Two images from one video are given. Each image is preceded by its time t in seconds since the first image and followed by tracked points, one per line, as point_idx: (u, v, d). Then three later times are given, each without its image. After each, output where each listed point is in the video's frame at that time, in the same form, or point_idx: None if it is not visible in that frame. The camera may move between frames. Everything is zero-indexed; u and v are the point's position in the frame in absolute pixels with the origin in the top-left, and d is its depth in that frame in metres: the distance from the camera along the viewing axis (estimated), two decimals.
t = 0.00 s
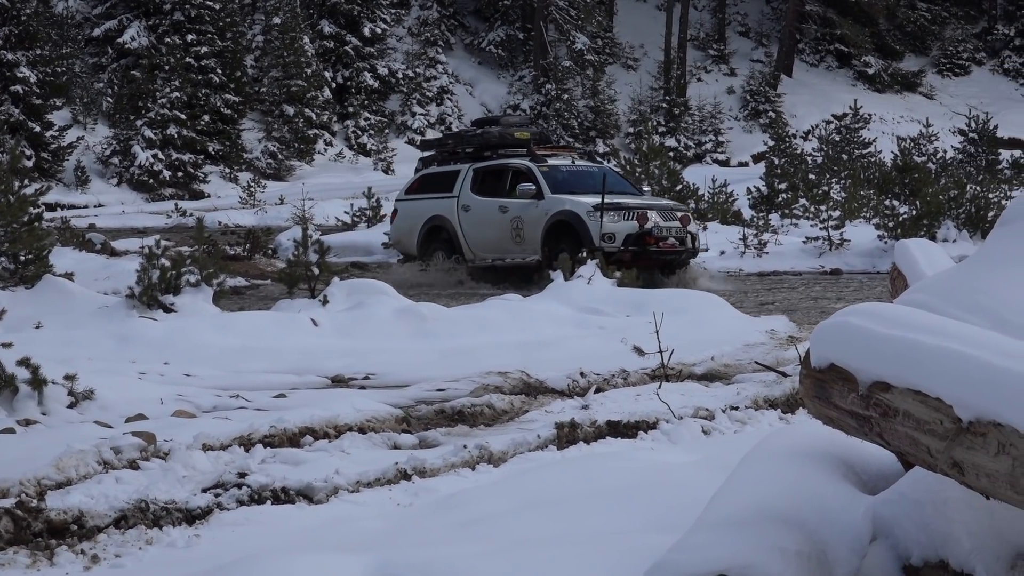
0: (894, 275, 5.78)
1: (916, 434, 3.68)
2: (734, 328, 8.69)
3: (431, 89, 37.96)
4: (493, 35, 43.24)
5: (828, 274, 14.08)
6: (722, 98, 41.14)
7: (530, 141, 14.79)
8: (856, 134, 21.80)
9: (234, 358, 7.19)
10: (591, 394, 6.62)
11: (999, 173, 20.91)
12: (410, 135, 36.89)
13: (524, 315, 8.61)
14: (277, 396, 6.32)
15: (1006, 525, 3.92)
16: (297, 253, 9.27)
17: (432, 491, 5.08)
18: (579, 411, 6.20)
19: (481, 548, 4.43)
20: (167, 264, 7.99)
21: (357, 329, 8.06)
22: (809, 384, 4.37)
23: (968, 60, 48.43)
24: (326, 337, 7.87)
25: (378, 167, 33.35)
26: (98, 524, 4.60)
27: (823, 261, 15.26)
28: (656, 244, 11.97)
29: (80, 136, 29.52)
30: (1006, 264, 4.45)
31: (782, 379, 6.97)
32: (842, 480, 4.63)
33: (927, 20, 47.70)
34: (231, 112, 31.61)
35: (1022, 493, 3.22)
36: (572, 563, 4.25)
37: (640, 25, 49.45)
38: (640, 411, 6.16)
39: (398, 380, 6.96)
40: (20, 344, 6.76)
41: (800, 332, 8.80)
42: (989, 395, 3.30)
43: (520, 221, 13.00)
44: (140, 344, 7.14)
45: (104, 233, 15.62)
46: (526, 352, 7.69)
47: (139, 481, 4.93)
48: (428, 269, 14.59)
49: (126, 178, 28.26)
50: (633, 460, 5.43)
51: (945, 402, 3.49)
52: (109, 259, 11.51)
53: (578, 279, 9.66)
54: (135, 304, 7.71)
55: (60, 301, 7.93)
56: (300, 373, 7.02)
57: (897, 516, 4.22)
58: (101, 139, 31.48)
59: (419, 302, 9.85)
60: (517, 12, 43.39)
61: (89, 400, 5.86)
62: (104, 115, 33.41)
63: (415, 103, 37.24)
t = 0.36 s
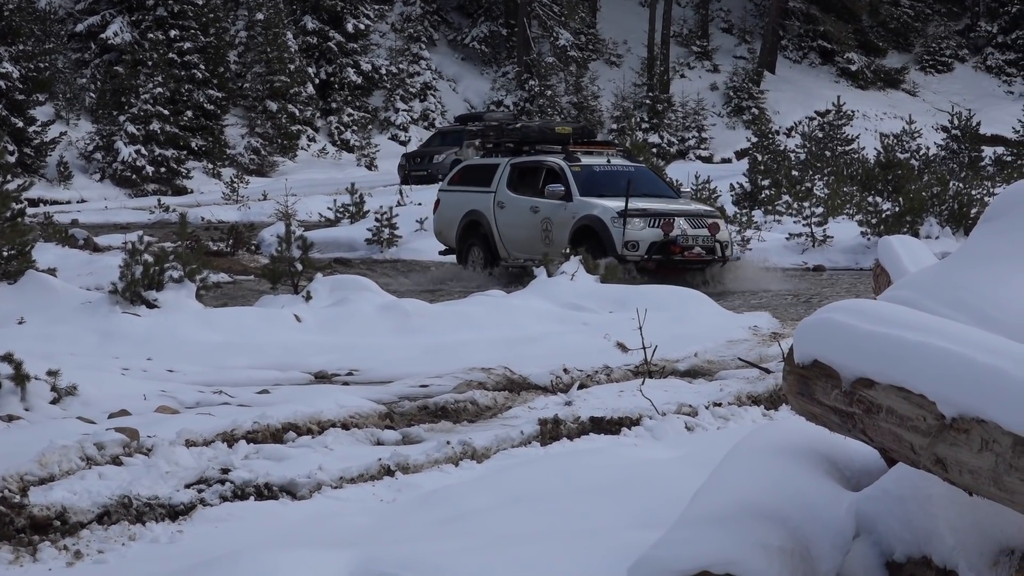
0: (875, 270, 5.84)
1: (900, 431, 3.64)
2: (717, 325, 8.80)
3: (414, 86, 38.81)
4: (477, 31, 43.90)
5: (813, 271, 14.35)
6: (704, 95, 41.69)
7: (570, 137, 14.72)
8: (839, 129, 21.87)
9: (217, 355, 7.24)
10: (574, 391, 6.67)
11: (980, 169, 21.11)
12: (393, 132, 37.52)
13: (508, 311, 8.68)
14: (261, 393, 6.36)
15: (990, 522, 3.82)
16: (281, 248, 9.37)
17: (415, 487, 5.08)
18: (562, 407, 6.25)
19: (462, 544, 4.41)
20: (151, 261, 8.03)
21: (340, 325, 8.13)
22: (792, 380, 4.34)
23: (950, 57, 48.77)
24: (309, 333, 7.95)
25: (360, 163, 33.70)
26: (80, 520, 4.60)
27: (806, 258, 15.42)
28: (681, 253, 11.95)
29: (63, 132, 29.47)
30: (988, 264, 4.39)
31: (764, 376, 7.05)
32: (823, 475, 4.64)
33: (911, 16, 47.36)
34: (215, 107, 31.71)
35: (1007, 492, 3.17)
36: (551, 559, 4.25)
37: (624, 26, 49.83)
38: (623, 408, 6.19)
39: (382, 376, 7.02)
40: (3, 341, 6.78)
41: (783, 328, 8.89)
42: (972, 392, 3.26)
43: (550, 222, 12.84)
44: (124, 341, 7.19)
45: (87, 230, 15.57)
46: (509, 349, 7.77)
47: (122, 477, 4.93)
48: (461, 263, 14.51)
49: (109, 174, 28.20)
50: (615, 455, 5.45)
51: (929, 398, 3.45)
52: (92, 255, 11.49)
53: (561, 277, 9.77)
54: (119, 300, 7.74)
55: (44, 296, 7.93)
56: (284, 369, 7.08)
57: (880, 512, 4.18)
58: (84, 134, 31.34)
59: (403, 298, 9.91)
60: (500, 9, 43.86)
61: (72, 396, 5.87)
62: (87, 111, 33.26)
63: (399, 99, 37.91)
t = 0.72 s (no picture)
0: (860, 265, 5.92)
1: (885, 427, 3.61)
2: (702, 322, 8.90)
3: (398, 82, 39.54)
4: (461, 28, 44.29)
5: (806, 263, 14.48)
6: (689, 92, 41.99)
7: (613, 129, 14.37)
8: (823, 126, 21.94)
9: (201, 351, 7.29)
10: (558, 387, 6.74)
11: (964, 166, 21.26)
12: (376, 128, 37.71)
13: (493, 310, 8.77)
14: (246, 389, 6.39)
15: (973, 519, 3.79)
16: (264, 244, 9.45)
17: (400, 483, 5.10)
18: (546, 404, 6.31)
19: (444, 540, 4.40)
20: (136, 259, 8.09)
21: (324, 322, 8.20)
22: (777, 376, 4.30)
23: (935, 53, 48.89)
24: (292, 330, 8.01)
25: (344, 160, 33.80)
26: (64, 517, 4.59)
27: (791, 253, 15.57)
28: (705, 253, 11.72)
29: (48, 128, 29.40)
30: (965, 264, 4.31)
31: (747, 373, 7.06)
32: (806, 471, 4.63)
33: (896, 13, 47.61)
34: (199, 103, 31.64)
35: (990, 490, 3.14)
36: (533, 555, 4.25)
37: (609, 25, 50.09)
38: (607, 405, 6.21)
39: (367, 374, 7.07)
40: None
41: (767, 324, 9.01)
42: (957, 390, 3.22)
43: (579, 219, 12.81)
44: (108, 338, 7.23)
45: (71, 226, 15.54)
46: (493, 346, 7.84)
47: (105, 474, 4.92)
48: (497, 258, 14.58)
49: (93, 170, 28.17)
50: (599, 453, 5.47)
51: (912, 395, 3.43)
52: (75, 252, 11.47)
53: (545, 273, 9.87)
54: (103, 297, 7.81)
55: (28, 292, 7.92)
56: (269, 366, 7.13)
57: (867, 508, 4.16)
58: (68, 130, 31.25)
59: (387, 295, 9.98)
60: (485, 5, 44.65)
61: (56, 393, 5.88)
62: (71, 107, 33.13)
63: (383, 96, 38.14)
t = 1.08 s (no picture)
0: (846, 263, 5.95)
1: (870, 424, 3.55)
2: (686, 316, 9.00)
3: (384, 78, 39.22)
4: (447, 24, 44.29)
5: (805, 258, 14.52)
6: (675, 88, 42.26)
7: (645, 128, 14.21)
8: (809, 123, 22.01)
9: (187, 347, 7.34)
10: (544, 383, 6.85)
11: (948, 163, 21.37)
12: (362, 124, 37.78)
13: (480, 306, 8.85)
14: (232, 386, 6.44)
15: (958, 516, 3.74)
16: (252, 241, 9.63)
17: (385, 480, 5.10)
18: (532, 400, 6.41)
19: (429, 536, 4.38)
20: (122, 256, 8.17)
21: (310, 317, 8.25)
22: (763, 372, 4.24)
23: (921, 50, 48.89)
24: (278, 325, 8.06)
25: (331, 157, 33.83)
26: (50, 513, 4.58)
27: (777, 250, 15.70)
28: (720, 263, 11.33)
29: (33, 124, 29.39)
30: (953, 263, 4.15)
31: (734, 368, 7.20)
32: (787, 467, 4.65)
33: (882, 10, 47.06)
34: (185, 100, 31.84)
35: (976, 486, 3.10)
36: (515, 548, 4.26)
37: (594, 21, 50.07)
38: (594, 401, 6.29)
39: (353, 370, 7.12)
40: None
41: (753, 321, 9.12)
42: (944, 387, 3.17)
43: (599, 221, 12.62)
44: (93, 335, 7.27)
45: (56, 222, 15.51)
46: (480, 342, 7.92)
47: (91, 469, 4.91)
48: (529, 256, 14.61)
49: (79, 166, 28.20)
50: (582, 449, 5.49)
51: (899, 392, 3.37)
52: (61, 247, 11.49)
53: (531, 270, 10.05)
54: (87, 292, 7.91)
55: (15, 286, 7.95)
56: (255, 362, 7.18)
57: (853, 505, 4.11)
58: (54, 126, 31.23)
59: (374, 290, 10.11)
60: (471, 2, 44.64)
61: (42, 388, 5.91)
62: (56, 102, 33.05)
63: (369, 92, 38.25)
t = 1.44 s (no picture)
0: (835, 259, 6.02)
1: (858, 420, 3.48)
2: (675, 312, 9.03)
3: (371, 74, 39.34)
4: (434, 21, 44.32)
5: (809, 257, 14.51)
6: (663, 84, 42.43)
7: (656, 120, 13.89)
8: (797, 119, 22.08)
9: (174, 343, 7.37)
10: (531, 379, 6.90)
11: (935, 159, 21.42)
12: (349, 120, 37.83)
13: (468, 302, 8.88)
14: (219, 382, 6.46)
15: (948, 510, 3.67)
16: (239, 236, 9.71)
17: (372, 476, 5.10)
18: (519, 397, 6.44)
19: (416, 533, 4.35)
20: (109, 253, 8.21)
21: (299, 314, 8.27)
22: (752, 368, 4.14)
23: (909, 46, 48.83)
24: (266, 322, 8.08)
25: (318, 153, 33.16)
26: (37, 509, 4.57)
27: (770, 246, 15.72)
28: (726, 264, 11.00)
29: (20, 120, 29.47)
30: (949, 254, 4.05)
31: (721, 364, 7.26)
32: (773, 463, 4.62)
33: (869, 6, 47.94)
34: (172, 96, 32.06)
35: (965, 481, 3.03)
36: (498, 542, 4.26)
37: (581, 18, 50.03)
38: (581, 398, 6.34)
39: (341, 366, 7.14)
40: None
41: (740, 316, 9.10)
42: (933, 381, 3.11)
43: (609, 224, 12.43)
44: (81, 331, 7.30)
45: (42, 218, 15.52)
46: (469, 338, 7.94)
47: (79, 466, 4.92)
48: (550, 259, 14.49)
49: (67, 162, 28.34)
50: (568, 445, 5.50)
51: (887, 387, 3.30)
52: (48, 243, 11.50)
53: (519, 266, 10.11)
54: (74, 288, 7.94)
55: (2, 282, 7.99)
56: (244, 358, 7.20)
57: (840, 501, 3.99)
58: (41, 122, 31.31)
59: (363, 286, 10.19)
60: None
61: (28, 385, 5.93)
62: (44, 99, 33.12)
63: (357, 88, 38.33)
